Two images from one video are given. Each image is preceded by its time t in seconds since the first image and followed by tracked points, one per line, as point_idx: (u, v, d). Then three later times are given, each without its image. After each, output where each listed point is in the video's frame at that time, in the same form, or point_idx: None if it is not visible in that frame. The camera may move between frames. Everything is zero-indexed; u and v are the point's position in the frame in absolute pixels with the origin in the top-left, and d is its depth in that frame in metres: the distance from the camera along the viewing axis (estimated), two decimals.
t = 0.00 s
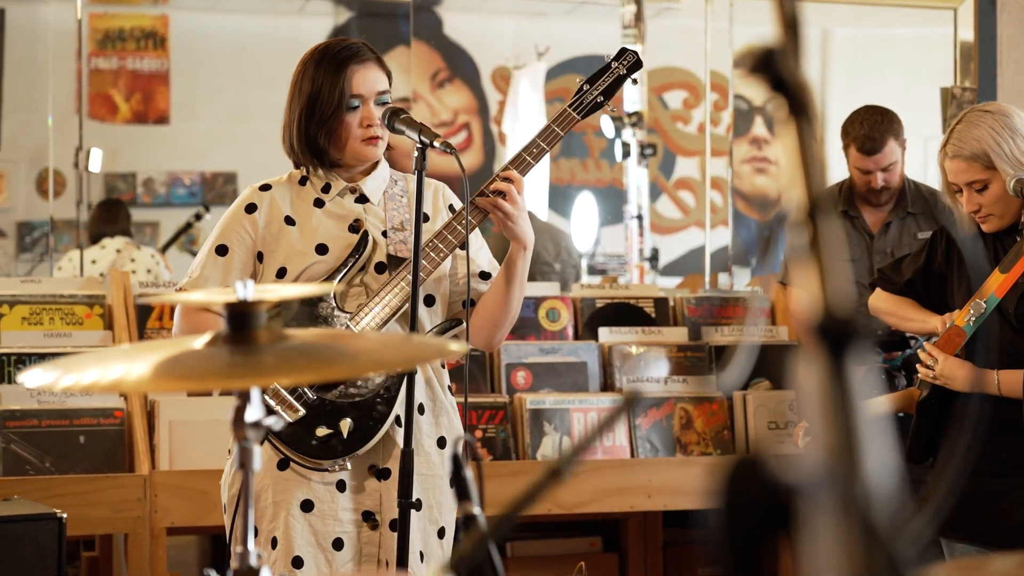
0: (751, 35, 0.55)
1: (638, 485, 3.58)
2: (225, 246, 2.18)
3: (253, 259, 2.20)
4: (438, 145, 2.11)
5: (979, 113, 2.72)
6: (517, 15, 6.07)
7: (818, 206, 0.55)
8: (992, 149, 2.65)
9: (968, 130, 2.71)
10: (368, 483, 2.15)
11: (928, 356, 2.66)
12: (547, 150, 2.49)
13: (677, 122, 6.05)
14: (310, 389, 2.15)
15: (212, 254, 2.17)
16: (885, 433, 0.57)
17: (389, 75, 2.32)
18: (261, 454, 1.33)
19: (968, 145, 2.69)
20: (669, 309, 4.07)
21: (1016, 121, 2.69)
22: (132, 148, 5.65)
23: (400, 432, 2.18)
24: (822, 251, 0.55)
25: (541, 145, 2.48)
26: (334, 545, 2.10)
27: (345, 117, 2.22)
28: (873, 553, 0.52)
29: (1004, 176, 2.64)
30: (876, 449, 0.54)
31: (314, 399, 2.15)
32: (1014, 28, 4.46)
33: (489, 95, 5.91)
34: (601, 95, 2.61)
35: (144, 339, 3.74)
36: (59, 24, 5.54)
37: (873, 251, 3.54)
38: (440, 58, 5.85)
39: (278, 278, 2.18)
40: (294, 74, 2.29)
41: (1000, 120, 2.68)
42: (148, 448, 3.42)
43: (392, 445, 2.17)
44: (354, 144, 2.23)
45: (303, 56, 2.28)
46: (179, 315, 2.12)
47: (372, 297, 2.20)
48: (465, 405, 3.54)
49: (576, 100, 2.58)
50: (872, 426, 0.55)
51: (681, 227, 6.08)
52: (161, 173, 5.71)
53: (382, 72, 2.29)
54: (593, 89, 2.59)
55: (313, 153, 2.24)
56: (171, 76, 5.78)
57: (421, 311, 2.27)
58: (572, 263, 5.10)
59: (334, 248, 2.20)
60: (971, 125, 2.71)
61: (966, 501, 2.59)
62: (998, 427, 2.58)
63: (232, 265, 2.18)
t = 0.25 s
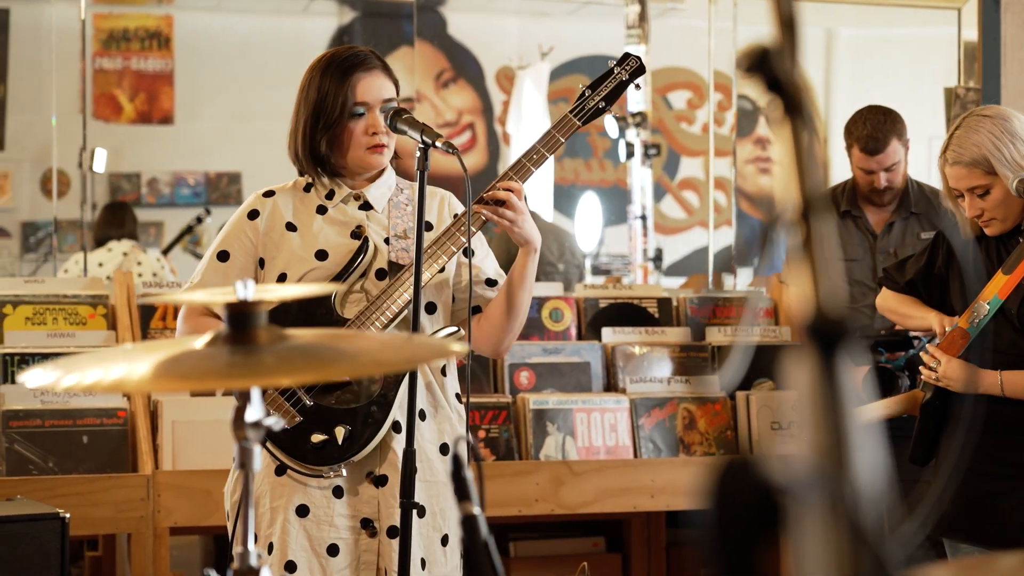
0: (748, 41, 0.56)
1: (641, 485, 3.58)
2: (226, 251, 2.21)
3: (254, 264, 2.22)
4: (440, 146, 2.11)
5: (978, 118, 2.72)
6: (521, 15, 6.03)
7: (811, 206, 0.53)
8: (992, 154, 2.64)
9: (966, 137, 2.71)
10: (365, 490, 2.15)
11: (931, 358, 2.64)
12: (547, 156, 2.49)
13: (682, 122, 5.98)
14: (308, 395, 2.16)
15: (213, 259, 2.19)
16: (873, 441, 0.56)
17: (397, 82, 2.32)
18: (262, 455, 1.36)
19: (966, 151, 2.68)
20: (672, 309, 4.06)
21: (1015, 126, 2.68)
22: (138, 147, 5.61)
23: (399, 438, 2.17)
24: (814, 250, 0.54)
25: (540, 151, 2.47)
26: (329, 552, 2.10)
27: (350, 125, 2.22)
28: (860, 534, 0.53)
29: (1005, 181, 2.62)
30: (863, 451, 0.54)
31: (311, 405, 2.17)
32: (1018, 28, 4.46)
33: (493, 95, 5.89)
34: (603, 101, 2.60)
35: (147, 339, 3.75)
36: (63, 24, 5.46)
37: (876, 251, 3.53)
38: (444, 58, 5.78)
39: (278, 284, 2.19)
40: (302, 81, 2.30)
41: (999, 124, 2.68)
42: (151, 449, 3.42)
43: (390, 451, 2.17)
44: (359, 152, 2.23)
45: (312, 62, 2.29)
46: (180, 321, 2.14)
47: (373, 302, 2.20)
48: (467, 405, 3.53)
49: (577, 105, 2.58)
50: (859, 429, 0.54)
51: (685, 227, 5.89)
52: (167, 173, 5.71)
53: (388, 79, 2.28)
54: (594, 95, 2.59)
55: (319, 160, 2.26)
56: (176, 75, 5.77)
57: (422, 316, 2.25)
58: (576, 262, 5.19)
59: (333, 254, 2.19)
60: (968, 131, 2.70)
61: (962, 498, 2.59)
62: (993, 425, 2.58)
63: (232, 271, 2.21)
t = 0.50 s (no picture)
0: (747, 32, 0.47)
1: (645, 485, 3.58)
2: (238, 235, 2.19)
3: (264, 252, 2.21)
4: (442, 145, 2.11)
5: (990, 110, 2.73)
6: (525, 14, 6.05)
7: (805, 205, 0.45)
8: (1002, 145, 2.65)
9: (976, 126, 2.72)
10: (372, 482, 2.15)
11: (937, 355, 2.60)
12: (562, 155, 2.51)
13: (687, 122, 5.92)
14: (318, 387, 2.15)
15: (224, 243, 2.17)
16: (869, 448, 0.47)
17: (407, 71, 2.33)
18: (262, 454, 1.34)
19: (976, 141, 2.70)
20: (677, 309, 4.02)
21: None
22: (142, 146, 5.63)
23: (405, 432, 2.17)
24: (811, 251, 0.45)
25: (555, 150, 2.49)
26: (339, 544, 2.10)
27: (362, 112, 2.23)
28: (847, 560, 0.43)
29: (1014, 173, 2.63)
30: (859, 455, 0.44)
31: (320, 396, 2.16)
32: (1022, 28, 4.49)
33: (497, 95, 5.91)
34: (618, 101, 2.60)
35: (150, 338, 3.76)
36: (68, 24, 5.41)
37: (880, 250, 3.56)
38: (449, 58, 5.80)
39: (289, 273, 2.19)
40: (313, 71, 2.30)
41: (1009, 116, 2.69)
42: (155, 448, 3.43)
43: (396, 443, 2.16)
44: (372, 139, 2.23)
45: (324, 52, 2.29)
46: (190, 306, 2.11)
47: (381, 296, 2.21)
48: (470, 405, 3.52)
49: (593, 105, 2.58)
50: (856, 434, 0.45)
51: (690, 227, 5.89)
52: (170, 172, 5.74)
53: (400, 67, 2.30)
54: (610, 96, 2.59)
55: (332, 147, 2.26)
56: (179, 74, 5.81)
57: (431, 311, 2.29)
58: (580, 261, 5.19)
59: (346, 245, 2.20)
60: (979, 121, 2.72)
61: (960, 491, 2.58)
62: (988, 419, 2.59)
63: (243, 256, 2.19)
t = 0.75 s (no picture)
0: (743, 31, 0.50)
1: (649, 485, 3.58)
2: (251, 231, 2.17)
3: (275, 250, 2.20)
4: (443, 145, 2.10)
5: (1006, 101, 2.72)
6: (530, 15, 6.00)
7: (797, 202, 0.48)
8: (1017, 136, 2.65)
9: (991, 115, 2.71)
10: (376, 484, 2.15)
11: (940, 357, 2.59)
12: (575, 170, 2.50)
13: (692, 122, 5.93)
14: (328, 386, 2.16)
15: (238, 237, 2.16)
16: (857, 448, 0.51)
17: (419, 75, 2.32)
18: (261, 455, 1.36)
19: (989, 128, 2.68)
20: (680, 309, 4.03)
21: None
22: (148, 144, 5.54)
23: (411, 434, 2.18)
24: (802, 249, 0.48)
25: (570, 165, 2.49)
26: (342, 545, 2.10)
27: (372, 114, 2.23)
28: (834, 558, 0.46)
29: None
30: (845, 456, 0.48)
31: (330, 396, 2.17)
32: None
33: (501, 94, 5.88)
34: (634, 121, 2.61)
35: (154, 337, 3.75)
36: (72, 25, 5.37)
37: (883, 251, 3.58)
38: (454, 59, 5.77)
39: (299, 273, 2.19)
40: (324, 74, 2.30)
41: None
42: (158, 448, 3.43)
43: (402, 446, 2.18)
44: (379, 141, 2.21)
45: (338, 54, 2.30)
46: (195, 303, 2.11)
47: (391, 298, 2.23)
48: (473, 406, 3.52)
49: (609, 124, 2.59)
50: (842, 433, 0.48)
51: (694, 227, 5.89)
52: (176, 172, 5.63)
53: (411, 71, 2.29)
54: (626, 115, 2.60)
55: (342, 149, 2.25)
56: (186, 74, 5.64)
57: (439, 317, 2.27)
58: (583, 262, 5.14)
59: (360, 247, 2.22)
60: (994, 110, 2.71)
61: (959, 490, 2.59)
62: (982, 418, 2.59)
63: (255, 251, 2.17)
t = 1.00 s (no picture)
0: (741, 30, 0.48)
1: (652, 485, 3.59)
2: (258, 237, 2.16)
3: (281, 256, 2.20)
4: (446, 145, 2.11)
5: (1014, 102, 2.70)
6: (534, 14, 5.96)
7: (793, 205, 0.46)
8: None
9: (999, 116, 2.69)
10: (383, 488, 2.15)
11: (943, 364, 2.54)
12: (580, 177, 2.49)
13: (695, 122, 5.81)
14: (334, 388, 2.17)
15: (244, 242, 2.15)
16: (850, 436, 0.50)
17: (425, 84, 2.31)
18: (261, 455, 1.35)
19: (998, 128, 2.66)
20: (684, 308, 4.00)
21: None
22: (152, 145, 5.51)
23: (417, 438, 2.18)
24: (793, 246, 0.47)
25: (572, 170, 2.47)
26: (350, 549, 2.10)
27: (376, 123, 2.22)
28: (820, 535, 0.46)
29: None
30: (837, 445, 0.47)
31: (336, 399, 2.17)
32: None
33: (506, 95, 5.90)
34: (637, 129, 2.61)
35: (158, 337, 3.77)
36: (75, 24, 5.37)
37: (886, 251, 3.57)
38: (458, 58, 5.82)
39: (305, 278, 2.19)
40: (330, 83, 2.30)
41: None
42: (162, 448, 3.43)
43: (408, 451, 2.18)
44: (384, 150, 2.22)
45: (343, 63, 2.30)
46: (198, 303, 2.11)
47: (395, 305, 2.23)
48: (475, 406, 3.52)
49: (612, 133, 2.59)
50: (838, 424, 0.47)
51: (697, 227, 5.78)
52: (180, 172, 5.58)
53: (417, 80, 2.28)
54: (628, 123, 2.60)
55: (347, 158, 2.24)
56: (189, 74, 5.60)
57: (443, 322, 2.28)
58: (587, 262, 5.22)
59: (366, 254, 2.22)
60: (1001, 110, 2.68)
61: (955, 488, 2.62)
62: (983, 415, 2.60)
63: (262, 257, 2.16)
